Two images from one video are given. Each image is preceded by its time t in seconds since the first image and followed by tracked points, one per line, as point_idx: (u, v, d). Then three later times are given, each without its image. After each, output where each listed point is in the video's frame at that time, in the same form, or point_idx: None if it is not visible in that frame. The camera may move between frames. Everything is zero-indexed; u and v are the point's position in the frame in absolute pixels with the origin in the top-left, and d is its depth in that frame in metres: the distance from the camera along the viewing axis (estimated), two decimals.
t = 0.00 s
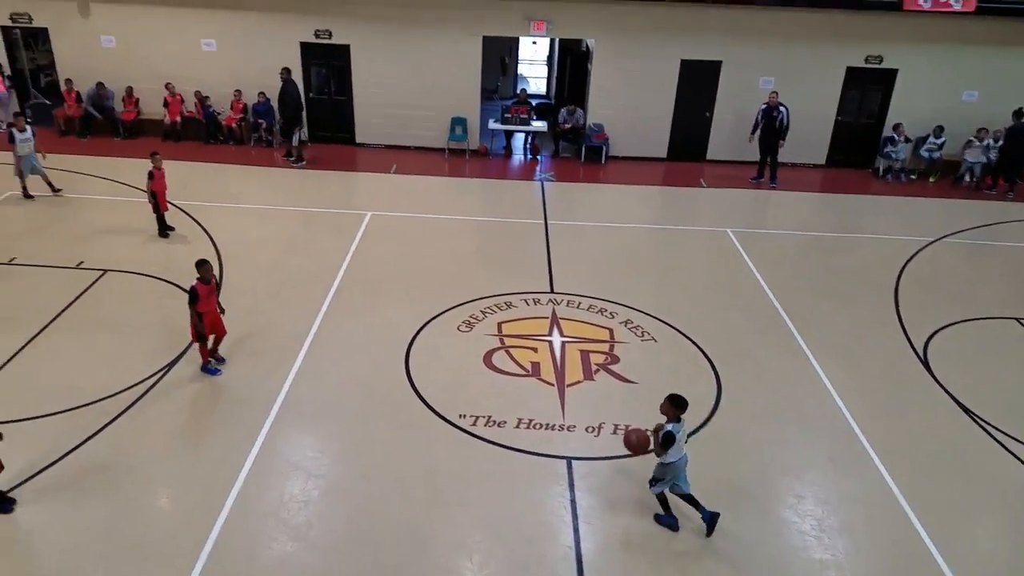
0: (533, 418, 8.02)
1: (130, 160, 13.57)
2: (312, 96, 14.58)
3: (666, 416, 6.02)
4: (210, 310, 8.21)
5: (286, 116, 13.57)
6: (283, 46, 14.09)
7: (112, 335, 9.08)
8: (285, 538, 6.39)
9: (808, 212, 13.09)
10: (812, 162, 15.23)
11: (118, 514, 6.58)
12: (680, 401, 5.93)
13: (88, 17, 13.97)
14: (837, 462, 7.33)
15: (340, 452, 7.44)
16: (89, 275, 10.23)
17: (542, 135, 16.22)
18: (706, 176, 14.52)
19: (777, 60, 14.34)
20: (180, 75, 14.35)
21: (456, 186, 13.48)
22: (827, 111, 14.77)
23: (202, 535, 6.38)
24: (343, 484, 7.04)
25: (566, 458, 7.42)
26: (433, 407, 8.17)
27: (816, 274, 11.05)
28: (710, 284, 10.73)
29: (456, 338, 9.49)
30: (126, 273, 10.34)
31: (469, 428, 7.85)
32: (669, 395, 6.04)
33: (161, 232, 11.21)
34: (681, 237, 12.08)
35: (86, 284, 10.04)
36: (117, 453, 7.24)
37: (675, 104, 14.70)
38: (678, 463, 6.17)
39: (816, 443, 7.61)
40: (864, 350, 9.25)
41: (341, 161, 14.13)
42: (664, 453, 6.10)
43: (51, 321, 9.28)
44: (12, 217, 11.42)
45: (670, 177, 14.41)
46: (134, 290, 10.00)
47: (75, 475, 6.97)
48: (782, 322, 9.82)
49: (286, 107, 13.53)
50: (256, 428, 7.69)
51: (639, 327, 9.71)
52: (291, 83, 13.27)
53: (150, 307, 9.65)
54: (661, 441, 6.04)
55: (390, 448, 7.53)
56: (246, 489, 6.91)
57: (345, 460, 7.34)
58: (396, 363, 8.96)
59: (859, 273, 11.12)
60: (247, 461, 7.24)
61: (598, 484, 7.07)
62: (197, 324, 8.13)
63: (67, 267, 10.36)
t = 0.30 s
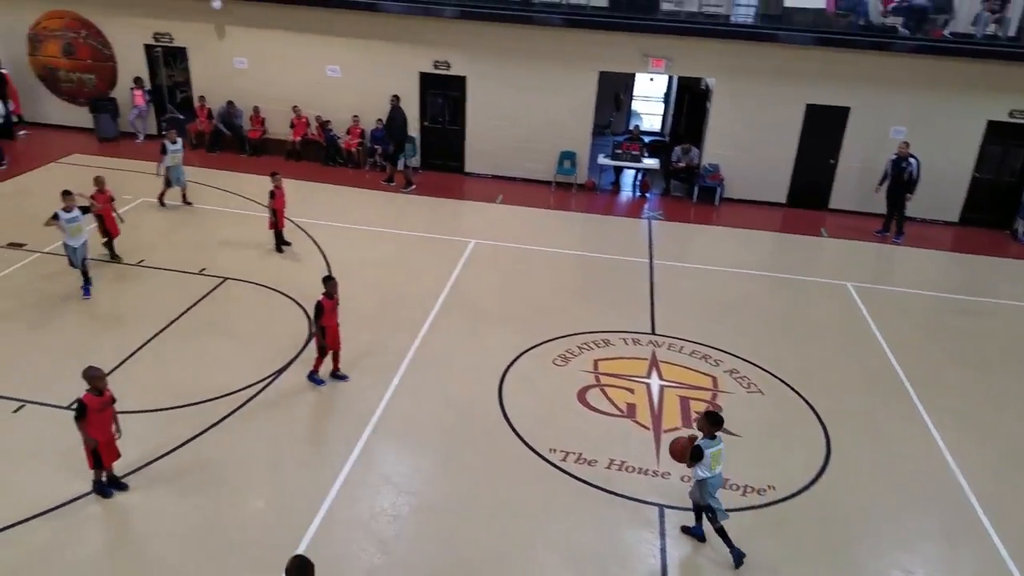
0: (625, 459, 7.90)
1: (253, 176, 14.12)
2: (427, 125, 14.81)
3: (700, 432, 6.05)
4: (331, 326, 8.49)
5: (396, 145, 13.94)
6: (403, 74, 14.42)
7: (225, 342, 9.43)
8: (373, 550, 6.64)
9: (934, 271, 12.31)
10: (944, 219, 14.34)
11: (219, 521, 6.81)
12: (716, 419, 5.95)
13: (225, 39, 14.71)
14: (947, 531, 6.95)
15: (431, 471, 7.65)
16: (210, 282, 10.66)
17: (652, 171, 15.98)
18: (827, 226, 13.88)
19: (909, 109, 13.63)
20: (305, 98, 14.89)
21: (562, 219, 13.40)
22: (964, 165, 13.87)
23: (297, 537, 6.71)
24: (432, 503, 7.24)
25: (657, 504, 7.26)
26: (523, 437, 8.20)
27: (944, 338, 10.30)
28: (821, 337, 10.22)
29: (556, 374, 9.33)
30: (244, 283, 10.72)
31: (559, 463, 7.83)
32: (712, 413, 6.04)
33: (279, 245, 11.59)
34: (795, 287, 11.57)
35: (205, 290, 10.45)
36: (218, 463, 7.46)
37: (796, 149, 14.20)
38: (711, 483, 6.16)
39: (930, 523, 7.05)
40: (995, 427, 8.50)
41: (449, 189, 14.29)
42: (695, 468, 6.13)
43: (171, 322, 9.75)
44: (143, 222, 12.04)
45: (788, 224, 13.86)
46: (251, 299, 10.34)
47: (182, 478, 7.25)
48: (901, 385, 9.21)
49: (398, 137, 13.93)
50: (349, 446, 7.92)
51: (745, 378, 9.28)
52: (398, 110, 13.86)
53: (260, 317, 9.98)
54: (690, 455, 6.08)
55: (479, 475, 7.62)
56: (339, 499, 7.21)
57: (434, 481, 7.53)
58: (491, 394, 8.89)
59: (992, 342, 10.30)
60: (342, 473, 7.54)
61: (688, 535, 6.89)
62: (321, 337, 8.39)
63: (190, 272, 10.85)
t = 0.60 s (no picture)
0: (725, 486, 7.49)
1: (364, 182, 14.57)
2: (532, 135, 14.90)
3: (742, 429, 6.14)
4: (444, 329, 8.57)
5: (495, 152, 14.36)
6: (515, 86, 14.51)
7: (326, 340, 9.67)
8: (458, 554, 6.62)
9: None
10: None
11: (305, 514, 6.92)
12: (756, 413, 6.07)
13: (346, 51, 15.27)
14: None
15: (519, 480, 7.56)
16: (318, 282, 10.98)
17: (766, 188, 15.38)
18: (955, 251, 12.89)
19: None
20: (419, 108, 15.24)
21: (668, 234, 13.07)
22: None
23: (384, 536, 6.76)
24: (517, 511, 7.16)
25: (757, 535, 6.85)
26: (613, 452, 7.99)
27: None
28: (940, 368, 9.45)
29: (645, 388, 9.05)
30: (349, 284, 10.99)
31: (652, 484, 7.53)
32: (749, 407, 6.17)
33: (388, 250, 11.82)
34: (915, 314, 10.79)
35: (312, 290, 10.76)
36: (304, 456, 7.66)
37: (924, 170, 13.29)
38: (752, 476, 6.27)
39: None
40: None
41: (553, 200, 14.23)
42: (738, 462, 6.25)
43: (282, 317, 10.11)
44: (260, 222, 12.63)
45: (911, 248, 12.97)
46: (353, 300, 10.61)
47: (273, 469, 7.44)
48: None
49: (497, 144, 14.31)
50: (439, 450, 7.90)
51: (858, 410, 8.62)
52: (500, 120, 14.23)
53: (362, 319, 10.18)
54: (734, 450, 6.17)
55: (565, 487, 7.48)
56: (427, 501, 7.23)
57: (521, 489, 7.44)
58: (580, 407, 8.68)
59: None
60: (432, 474, 7.57)
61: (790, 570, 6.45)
62: (434, 341, 8.46)
63: (302, 272, 11.23)
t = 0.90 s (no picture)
0: (770, 504, 7.19)
1: (417, 186, 14.60)
2: (587, 142, 14.71)
3: (731, 404, 6.42)
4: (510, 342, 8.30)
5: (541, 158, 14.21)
6: (572, 92, 14.38)
7: (371, 340, 9.66)
8: (495, 559, 6.48)
9: None
10: None
11: (338, 514, 6.85)
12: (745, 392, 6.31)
13: (406, 55, 15.38)
14: None
15: (558, 487, 7.36)
16: (365, 284, 10.98)
17: (828, 203, 14.86)
18: None
19: None
20: (475, 114, 15.24)
21: (723, 246, 12.71)
22: None
23: (422, 537, 6.65)
24: (555, 520, 6.95)
25: (800, 553, 6.62)
26: (653, 463, 7.72)
27: None
28: (1006, 396, 8.92)
29: (690, 402, 8.74)
30: (395, 287, 10.94)
31: (695, 499, 7.24)
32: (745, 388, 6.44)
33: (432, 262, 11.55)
34: (981, 338, 10.23)
35: (360, 291, 10.75)
36: (336, 455, 7.61)
37: (998, 189, 12.63)
38: (736, 454, 6.48)
39: None
40: None
41: (607, 208, 14.02)
42: (722, 437, 6.52)
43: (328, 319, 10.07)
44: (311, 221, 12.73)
45: (977, 267, 12.35)
46: (399, 302, 10.56)
47: (307, 466, 7.41)
48: None
49: (546, 150, 14.17)
50: (477, 456, 7.73)
51: (912, 431, 8.30)
52: (547, 125, 14.01)
53: (407, 320, 10.13)
54: (718, 422, 6.47)
55: (605, 497, 7.25)
56: (464, 504, 7.08)
57: (559, 498, 7.23)
58: (621, 418, 8.43)
59: None
60: (471, 477, 7.43)
61: None
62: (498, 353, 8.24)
63: (350, 274, 11.23)
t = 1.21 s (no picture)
0: (812, 502, 7.02)
1: (456, 179, 14.62)
2: (628, 132, 14.53)
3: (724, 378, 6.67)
4: (569, 343, 8.09)
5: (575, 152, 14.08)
6: (612, 83, 14.24)
7: (410, 334, 9.69)
8: (530, 553, 6.44)
9: None
10: None
11: (376, 507, 6.88)
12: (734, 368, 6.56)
13: (444, 49, 15.39)
14: None
15: (594, 482, 7.29)
16: (403, 278, 11.01)
17: (877, 193, 14.48)
18: None
19: None
20: (514, 107, 15.19)
21: (767, 238, 12.45)
22: None
23: (458, 531, 6.64)
24: (592, 515, 6.88)
25: (843, 554, 6.45)
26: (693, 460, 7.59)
27: None
28: None
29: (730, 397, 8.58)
30: (433, 281, 10.94)
31: (735, 496, 7.11)
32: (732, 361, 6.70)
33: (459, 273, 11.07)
34: None
35: (398, 286, 10.79)
36: (373, 448, 7.66)
37: None
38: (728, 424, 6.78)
39: None
40: None
41: (648, 200, 13.86)
42: (714, 409, 6.76)
43: (365, 314, 10.11)
44: (351, 215, 12.82)
45: None
46: (437, 296, 10.55)
47: (345, 460, 7.47)
48: None
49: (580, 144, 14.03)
50: (512, 450, 7.69)
51: (962, 429, 8.03)
52: (582, 116, 13.95)
53: (444, 314, 10.14)
54: (711, 395, 6.72)
55: (642, 493, 7.15)
56: (500, 499, 7.05)
57: (596, 493, 7.16)
58: (659, 415, 8.30)
59: None
60: (507, 471, 7.39)
61: None
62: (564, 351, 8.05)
63: (389, 268, 11.26)
